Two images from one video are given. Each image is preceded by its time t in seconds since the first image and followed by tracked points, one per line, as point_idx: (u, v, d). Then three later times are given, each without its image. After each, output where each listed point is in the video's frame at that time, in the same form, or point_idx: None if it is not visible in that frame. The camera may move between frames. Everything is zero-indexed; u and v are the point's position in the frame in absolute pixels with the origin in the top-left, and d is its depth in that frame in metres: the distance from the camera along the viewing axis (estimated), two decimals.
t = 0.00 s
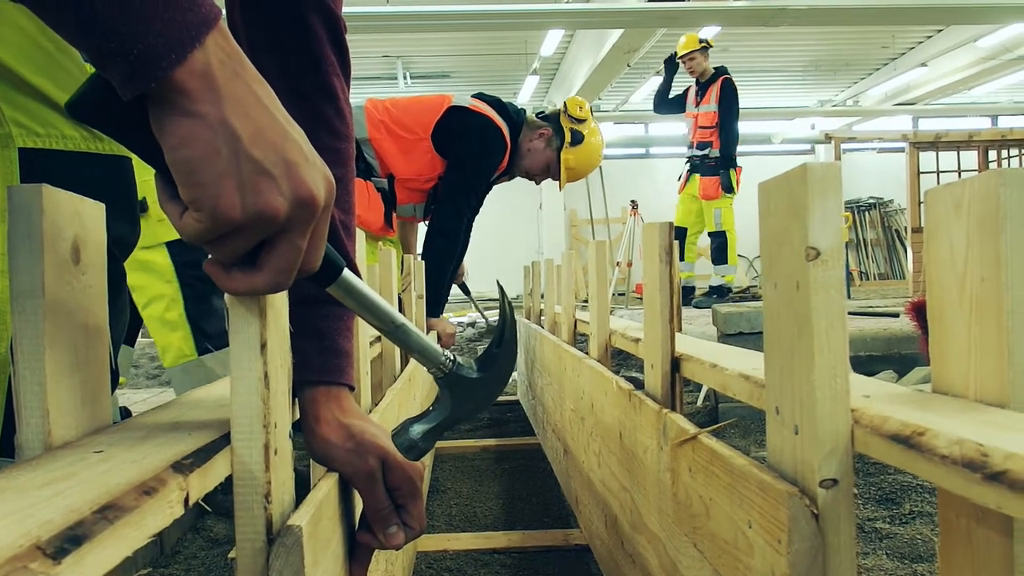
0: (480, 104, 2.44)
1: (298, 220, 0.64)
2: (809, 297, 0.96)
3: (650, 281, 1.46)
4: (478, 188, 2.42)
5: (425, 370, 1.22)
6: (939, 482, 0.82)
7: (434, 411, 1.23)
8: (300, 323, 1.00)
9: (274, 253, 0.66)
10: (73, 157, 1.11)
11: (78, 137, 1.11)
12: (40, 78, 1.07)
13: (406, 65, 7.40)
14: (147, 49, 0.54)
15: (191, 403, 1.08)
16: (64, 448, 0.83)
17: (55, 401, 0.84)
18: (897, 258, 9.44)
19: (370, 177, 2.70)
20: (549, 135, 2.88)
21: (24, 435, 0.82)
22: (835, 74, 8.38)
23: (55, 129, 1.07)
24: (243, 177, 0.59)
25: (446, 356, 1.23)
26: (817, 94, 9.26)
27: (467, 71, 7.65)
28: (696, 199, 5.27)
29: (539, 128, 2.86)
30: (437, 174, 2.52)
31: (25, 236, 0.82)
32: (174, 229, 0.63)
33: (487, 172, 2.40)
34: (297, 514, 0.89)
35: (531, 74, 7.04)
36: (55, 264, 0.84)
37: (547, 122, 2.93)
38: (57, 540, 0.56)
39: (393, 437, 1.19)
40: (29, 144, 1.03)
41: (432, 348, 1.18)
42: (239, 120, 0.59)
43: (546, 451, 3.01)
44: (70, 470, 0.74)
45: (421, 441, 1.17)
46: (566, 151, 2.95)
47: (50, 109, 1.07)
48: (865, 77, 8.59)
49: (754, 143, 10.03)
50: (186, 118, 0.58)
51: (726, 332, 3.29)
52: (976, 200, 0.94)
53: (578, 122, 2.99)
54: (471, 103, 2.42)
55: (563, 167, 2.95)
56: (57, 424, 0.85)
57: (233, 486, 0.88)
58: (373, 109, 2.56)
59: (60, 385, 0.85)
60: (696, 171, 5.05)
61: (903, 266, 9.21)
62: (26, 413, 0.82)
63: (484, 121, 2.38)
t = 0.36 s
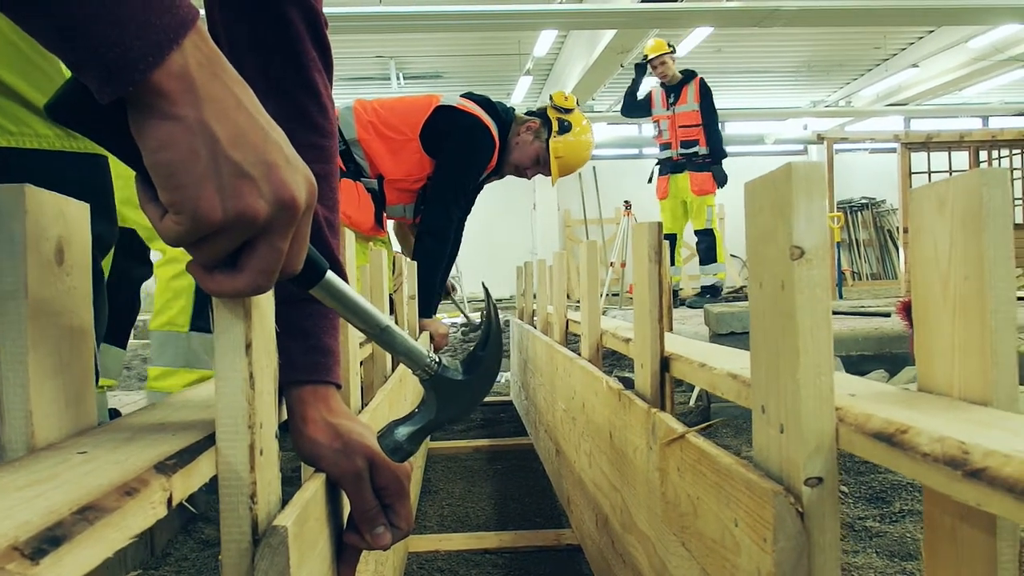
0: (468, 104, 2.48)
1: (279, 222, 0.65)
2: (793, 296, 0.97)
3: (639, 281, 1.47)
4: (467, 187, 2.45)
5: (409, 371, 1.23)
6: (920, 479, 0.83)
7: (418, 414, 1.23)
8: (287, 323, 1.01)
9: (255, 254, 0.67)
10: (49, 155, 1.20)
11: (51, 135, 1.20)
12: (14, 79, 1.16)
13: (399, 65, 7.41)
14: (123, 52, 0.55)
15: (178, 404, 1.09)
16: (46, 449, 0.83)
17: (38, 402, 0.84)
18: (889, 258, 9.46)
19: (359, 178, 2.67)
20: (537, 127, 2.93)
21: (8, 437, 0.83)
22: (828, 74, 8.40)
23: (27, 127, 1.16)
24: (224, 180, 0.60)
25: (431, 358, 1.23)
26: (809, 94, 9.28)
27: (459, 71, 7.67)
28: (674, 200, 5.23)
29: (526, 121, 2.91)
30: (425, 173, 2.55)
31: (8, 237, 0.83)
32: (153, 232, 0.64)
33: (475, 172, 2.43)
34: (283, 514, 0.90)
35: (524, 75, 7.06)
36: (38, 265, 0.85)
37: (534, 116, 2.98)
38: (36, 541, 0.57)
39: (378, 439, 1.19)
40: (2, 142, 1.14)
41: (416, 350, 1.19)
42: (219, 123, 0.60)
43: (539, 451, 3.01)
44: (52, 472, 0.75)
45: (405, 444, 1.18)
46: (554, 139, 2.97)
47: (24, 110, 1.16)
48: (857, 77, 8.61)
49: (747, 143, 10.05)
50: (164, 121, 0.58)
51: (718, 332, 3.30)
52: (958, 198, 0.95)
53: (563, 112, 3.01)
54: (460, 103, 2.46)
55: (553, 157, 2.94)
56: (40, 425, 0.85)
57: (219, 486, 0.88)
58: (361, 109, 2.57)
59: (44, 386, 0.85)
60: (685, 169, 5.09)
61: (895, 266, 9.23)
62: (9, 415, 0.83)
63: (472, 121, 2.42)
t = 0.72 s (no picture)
0: (458, 102, 2.52)
1: (353, 233, 0.53)
2: (779, 296, 0.97)
3: (628, 282, 1.47)
4: (458, 186, 2.47)
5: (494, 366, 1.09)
6: (903, 478, 0.83)
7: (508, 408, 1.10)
8: (273, 321, 1.02)
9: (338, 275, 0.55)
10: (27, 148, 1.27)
11: (28, 129, 1.26)
12: None
13: (393, 64, 7.42)
14: (161, 42, 0.46)
15: (167, 402, 1.09)
16: (30, 447, 0.84)
17: (22, 400, 0.84)
18: (882, 259, 9.48)
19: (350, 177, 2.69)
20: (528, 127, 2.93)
21: None
22: (822, 74, 8.41)
23: (6, 122, 1.23)
24: (287, 186, 0.50)
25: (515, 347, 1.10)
26: (803, 95, 9.29)
27: (453, 71, 7.68)
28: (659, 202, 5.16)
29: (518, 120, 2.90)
30: (415, 171, 2.56)
31: None
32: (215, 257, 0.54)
33: (466, 170, 2.46)
34: (268, 512, 0.90)
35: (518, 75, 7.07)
36: (23, 262, 0.85)
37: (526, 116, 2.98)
38: (17, 538, 0.57)
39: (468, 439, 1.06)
40: None
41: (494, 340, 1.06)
42: (278, 123, 0.50)
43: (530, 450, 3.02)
44: (36, 469, 0.75)
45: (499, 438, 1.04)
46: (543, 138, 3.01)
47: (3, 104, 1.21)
48: (851, 78, 8.62)
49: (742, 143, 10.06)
50: (215, 126, 0.49)
51: (709, 332, 3.30)
52: (944, 198, 0.95)
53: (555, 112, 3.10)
54: (449, 101, 2.50)
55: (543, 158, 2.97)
56: (26, 422, 0.85)
57: (204, 483, 0.89)
58: (352, 108, 2.56)
59: (28, 384, 0.85)
60: (674, 170, 5.09)
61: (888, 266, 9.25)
62: None
63: (462, 119, 2.46)
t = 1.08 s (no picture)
0: (454, 100, 2.50)
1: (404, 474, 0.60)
2: (770, 297, 0.97)
3: (622, 281, 1.47)
4: (454, 184, 2.46)
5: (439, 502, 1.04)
6: (894, 479, 0.83)
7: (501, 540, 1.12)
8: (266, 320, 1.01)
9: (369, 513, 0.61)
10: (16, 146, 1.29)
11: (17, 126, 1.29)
12: None
13: (387, 63, 7.41)
14: (290, 290, 0.51)
15: (159, 401, 1.09)
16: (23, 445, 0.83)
17: (15, 398, 0.84)
18: (876, 259, 9.50)
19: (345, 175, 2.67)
20: (523, 143, 2.91)
21: None
22: (817, 74, 8.41)
23: None
24: (370, 439, 0.56)
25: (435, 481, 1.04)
26: (798, 94, 9.30)
27: (448, 69, 7.67)
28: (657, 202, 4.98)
29: (514, 135, 2.88)
30: (410, 169, 2.57)
31: None
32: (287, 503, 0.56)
33: (461, 168, 2.45)
34: (261, 511, 0.90)
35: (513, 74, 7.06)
36: (17, 260, 0.85)
37: (523, 126, 2.95)
38: (8, 536, 0.56)
39: None
40: None
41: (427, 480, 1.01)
42: (365, 380, 0.56)
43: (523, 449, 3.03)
44: (28, 467, 0.74)
45: None
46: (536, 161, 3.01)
47: None
48: (846, 78, 8.63)
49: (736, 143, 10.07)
50: (316, 380, 0.54)
51: (703, 332, 3.30)
52: (937, 200, 0.95)
53: (551, 131, 3.01)
54: (445, 99, 2.49)
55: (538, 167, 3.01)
56: (18, 420, 0.85)
57: (197, 482, 0.88)
58: (348, 105, 2.59)
59: (20, 382, 0.85)
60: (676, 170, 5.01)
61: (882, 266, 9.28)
62: None
63: (457, 117, 2.45)
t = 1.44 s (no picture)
0: (454, 100, 2.49)
1: (372, 532, 0.61)
2: (768, 299, 0.97)
3: (619, 282, 1.47)
4: (453, 184, 2.46)
5: None
6: (891, 481, 0.83)
7: None
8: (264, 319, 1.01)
9: (340, 565, 0.63)
10: None
11: None
12: None
13: (385, 62, 7.40)
14: (278, 347, 0.55)
15: (157, 400, 1.08)
16: (22, 444, 0.83)
17: (14, 397, 0.83)
18: (873, 259, 9.52)
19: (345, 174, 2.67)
20: (522, 152, 2.90)
21: None
22: (814, 75, 8.42)
23: None
24: (341, 495, 0.58)
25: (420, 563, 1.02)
26: (796, 95, 9.30)
27: (445, 69, 7.66)
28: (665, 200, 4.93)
29: (514, 143, 2.87)
30: (410, 168, 2.57)
31: None
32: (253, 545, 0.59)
33: (461, 168, 2.45)
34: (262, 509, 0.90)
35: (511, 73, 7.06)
36: (15, 259, 0.84)
37: (524, 135, 2.93)
38: (7, 537, 0.56)
39: None
40: None
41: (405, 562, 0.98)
42: (345, 439, 0.59)
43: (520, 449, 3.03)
44: (27, 467, 0.74)
45: None
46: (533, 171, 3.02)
47: None
48: (844, 79, 8.64)
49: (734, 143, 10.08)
50: (297, 434, 0.58)
51: (700, 332, 3.31)
52: (935, 202, 0.95)
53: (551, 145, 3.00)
54: (445, 99, 2.47)
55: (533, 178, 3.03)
56: (17, 419, 0.84)
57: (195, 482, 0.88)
58: (347, 104, 2.58)
59: (19, 381, 0.84)
60: (683, 168, 4.97)
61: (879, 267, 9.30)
62: None
63: (458, 118, 2.43)
